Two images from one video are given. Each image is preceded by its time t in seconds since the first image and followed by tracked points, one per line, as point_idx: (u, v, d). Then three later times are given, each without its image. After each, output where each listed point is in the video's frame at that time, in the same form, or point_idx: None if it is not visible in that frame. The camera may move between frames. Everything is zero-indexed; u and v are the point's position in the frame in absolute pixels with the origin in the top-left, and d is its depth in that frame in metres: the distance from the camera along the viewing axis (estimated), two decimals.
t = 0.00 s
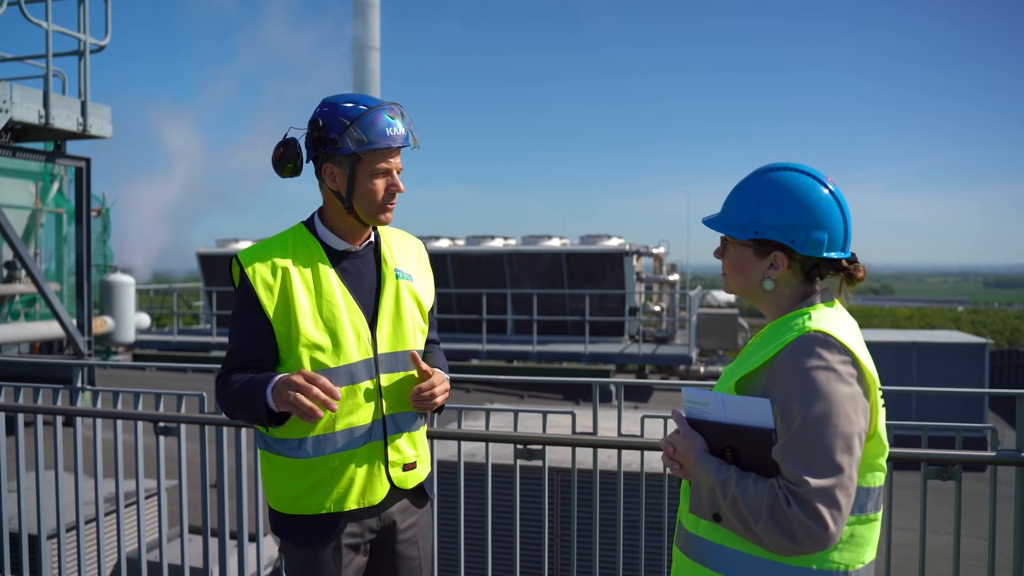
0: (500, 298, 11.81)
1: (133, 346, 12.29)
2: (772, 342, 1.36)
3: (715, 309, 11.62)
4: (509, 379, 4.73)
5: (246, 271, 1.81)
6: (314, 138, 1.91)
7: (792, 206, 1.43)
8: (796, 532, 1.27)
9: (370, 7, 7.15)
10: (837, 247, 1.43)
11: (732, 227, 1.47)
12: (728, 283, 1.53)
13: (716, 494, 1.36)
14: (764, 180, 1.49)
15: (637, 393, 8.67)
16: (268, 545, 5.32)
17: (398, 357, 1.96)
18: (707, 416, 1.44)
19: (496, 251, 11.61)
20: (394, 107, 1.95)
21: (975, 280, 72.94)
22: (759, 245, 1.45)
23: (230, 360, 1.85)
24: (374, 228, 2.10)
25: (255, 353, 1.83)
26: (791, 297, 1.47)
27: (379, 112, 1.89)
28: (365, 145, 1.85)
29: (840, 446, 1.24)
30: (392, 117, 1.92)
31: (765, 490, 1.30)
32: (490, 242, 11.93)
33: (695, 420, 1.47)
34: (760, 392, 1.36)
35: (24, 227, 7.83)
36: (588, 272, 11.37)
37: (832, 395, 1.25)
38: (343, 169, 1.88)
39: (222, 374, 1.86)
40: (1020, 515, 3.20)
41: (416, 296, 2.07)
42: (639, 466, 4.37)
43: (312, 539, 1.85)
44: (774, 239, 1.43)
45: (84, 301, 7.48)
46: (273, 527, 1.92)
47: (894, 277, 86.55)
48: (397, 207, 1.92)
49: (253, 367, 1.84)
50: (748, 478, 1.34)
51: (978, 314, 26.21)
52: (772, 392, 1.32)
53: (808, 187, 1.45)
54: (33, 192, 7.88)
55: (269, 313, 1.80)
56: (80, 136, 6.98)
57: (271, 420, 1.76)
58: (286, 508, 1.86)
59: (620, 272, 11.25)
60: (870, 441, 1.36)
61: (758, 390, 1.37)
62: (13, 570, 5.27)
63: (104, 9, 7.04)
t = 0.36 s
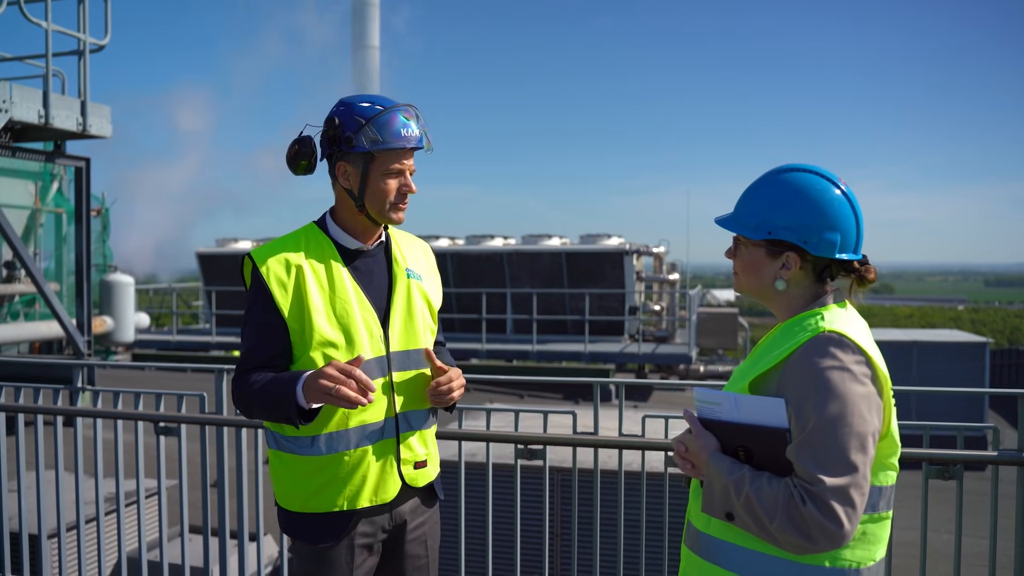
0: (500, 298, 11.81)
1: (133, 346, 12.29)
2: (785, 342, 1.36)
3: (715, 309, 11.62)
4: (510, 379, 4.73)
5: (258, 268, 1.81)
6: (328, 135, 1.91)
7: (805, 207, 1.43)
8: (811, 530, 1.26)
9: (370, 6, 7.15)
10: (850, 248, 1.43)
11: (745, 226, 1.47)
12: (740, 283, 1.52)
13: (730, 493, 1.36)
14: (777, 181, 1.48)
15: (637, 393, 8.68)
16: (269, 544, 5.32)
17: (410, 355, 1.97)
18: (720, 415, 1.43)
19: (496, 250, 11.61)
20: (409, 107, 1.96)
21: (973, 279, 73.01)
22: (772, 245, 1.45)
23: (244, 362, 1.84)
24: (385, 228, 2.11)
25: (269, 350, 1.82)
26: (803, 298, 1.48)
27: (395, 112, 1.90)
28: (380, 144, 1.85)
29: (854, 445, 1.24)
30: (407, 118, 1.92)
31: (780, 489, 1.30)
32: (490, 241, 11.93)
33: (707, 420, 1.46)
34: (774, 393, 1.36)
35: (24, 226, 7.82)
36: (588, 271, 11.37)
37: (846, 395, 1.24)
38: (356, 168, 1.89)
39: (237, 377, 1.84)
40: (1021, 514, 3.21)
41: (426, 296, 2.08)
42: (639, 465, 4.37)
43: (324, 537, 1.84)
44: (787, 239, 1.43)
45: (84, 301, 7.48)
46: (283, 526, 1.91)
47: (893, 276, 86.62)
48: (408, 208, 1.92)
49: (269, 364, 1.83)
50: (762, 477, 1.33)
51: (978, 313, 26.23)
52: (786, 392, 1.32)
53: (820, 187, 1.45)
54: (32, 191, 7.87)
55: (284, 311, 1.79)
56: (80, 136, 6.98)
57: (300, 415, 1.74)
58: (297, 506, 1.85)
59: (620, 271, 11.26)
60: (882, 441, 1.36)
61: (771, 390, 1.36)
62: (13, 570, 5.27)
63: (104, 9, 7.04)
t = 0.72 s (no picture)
0: (498, 298, 11.82)
1: (131, 345, 12.29)
2: (793, 339, 1.38)
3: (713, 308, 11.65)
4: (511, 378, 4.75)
5: (275, 263, 1.84)
6: (348, 131, 1.95)
7: (810, 206, 1.45)
8: (820, 526, 1.28)
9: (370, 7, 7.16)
10: (855, 246, 1.46)
11: (751, 225, 1.49)
12: (747, 282, 1.54)
13: (739, 490, 1.37)
14: (781, 180, 1.50)
15: (636, 392, 8.70)
16: (269, 543, 5.33)
17: (422, 353, 2.01)
18: (727, 412, 1.45)
19: (496, 250, 11.63)
20: (428, 106, 1.99)
21: (970, 279, 73.21)
22: (778, 243, 1.47)
23: (258, 357, 1.87)
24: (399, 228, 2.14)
25: (282, 346, 1.85)
26: (809, 295, 1.50)
27: (414, 109, 1.93)
28: (398, 140, 1.88)
29: (863, 441, 1.26)
30: (426, 116, 1.95)
31: (790, 485, 1.32)
32: (489, 241, 11.94)
33: (715, 417, 1.48)
34: (783, 390, 1.38)
35: (23, 226, 7.82)
36: (586, 271, 11.38)
37: (855, 392, 1.26)
38: (374, 164, 1.92)
39: (251, 370, 1.87)
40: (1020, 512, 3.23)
41: (437, 295, 2.11)
42: (640, 464, 4.39)
43: (333, 532, 1.87)
44: (792, 237, 1.45)
45: (84, 300, 7.49)
46: (292, 521, 1.94)
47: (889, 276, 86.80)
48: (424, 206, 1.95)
49: (282, 359, 1.86)
50: (771, 474, 1.35)
51: (975, 313, 26.31)
52: (795, 389, 1.34)
53: (824, 185, 1.47)
54: (31, 191, 7.87)
55: (301, 307, 1.83)
56: (79, 135, 6.97)
57: (316, 411, 1.77)
58: (308, 501, 1.89)
59: (619, 271, 11.28)
60: (889, 437, 1.38)
61: (779, 388, 1.38)
62: (14, 569, 5.28)
63: (104, 8, 7.04)
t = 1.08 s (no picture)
0: (498, 297, 11.81)
1: (131, 345, 12.28)
2: (790, 334, 1.37)
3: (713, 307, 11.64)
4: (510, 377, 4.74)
5: (282, 257, 1.85)
6: (360, 127, 1.94)
7: (807, 202, 1.44)
8: (818, 521, 1.27)
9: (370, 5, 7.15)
10: (852, 242, 1.44)
11: (747, 221, 1.48)
12: (743, 278, 1.54)
13: (736, 486, 1.36)
14: (777, 176, 1.49)
15: (636, 391, 8.70)
16: (269, 542, 5.32)
17: (427, 351, 2.00)
18: (724, 409, 1.44)
19: (496, 248, 11.62)
20: (441, 106, 1.97)
21: (970, 279, 73.20)
22: (774, 239, 1.46)
23: (264, 351, 1.87)
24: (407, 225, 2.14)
25: (289, 341, 1.85)
26: (806, 291, 1.48)
27: (425, 109, 1.91)
28: (407, 139, 1.87)
29: (861, 436, 1.25)
30: (438, 116, 1.93)
31: (787, 481, 1.30)
32: (488, 239, 11.93)
33: (712, 413, 1.47)
34: (780, 385, 1.37)
35: (23, 225, 7.81)
36: (586, 270, 11.37)
37: (852, 388, 1.25)
38: (383, 160, 1.91)
39: (257, 365, 1.87)
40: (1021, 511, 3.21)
41: (444, 294, 2.11)
42: (639, 462, 4.38)
43: (335, 526, 1.88)
44: (790, 233, 1.44)
45: (84, 299, 7.49)
46: (296, 514, 1.95)
47: (890, 275, 86.80)
48: (430, 205, 1.95)
49: (289, 354, 1.86)
50: (769, 469, 1.34)
51: (976, 312, 26.29)
52: (792, 384, 1.32)
53: (820, 181, 1.46)
54: (31, 190, 7.87)
55: (307, 302, 1.84)
56: (78, 134, 6.96)
57: (323, 406, 1.76)
58: (311, 495, 1.89)
59: (619, 270, 11.26)
60: (886, 432, 1.37)
61: (777, 383, 1.37)
62: (12, 568, 5.27)
63: (103, 7, 7.03)
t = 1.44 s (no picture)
0: (497, 295, 11.80)
1: (131, 343, 12.27)
2: (783, 332, 1.36)
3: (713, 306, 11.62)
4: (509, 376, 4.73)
5: (288, 253, 1.85)
6: (368, 126, 1.93)
7: (802, 200, 1.42)
8: (806, 520, 1.26)
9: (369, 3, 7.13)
10: (847, 240, 1.43)
11: (742, 219, 1.47)
12: (739, 276, 1.52)
13: (726, 483, 1.35)
14: (774, 175, 1.48)
15: (636, 390, 8.69)
16: (267, 541, 5.30)
17: (429, 350, 2.00)
18: (717, 406, 1.43)
19: (495, 247, 11.61)
20: (447, 107, 1.96)
21: (971, 277, 73.17)
22: (769, 238, 1.45)
23: (269, 348, 1.86)
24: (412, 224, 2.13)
25: (292, 336, 1.85)
26: (800, 289, 1.47)
27: (432, 110, 1.90)
28: (414, 140, 1.86)
29: (850, 435, 1.24)
30: (444, 116, 1.92)
31: (776, 478, 1.30)
32: (488, 238, 11.92)
33: (704, 410, 1.46)
34: (771, 383, 1.36)
35: (22, 223, 7.81)
36: (586, 269, 11.36)
37: (842, 386, 1.24)
38: (388, 160, 1.90)
39: (261, 361, 1.87)
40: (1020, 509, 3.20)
41: (449, 294, 2.10)
42: (638, 461, 4.37)
43: (335, 522, 1.87)
44: (784, 232, 1.43)
45: (83, 297, 7.48)
46: (296, 509, 1.95)
47: (890, 274, 86.78)
48: (436, 205, 1.94)
49: (292, 350, 1.86)
50: (758, 467, 1.33)
51: (975, 311, 26.28)
52: (783, 382, 1.31)
53: (818, 180, 1.45)
54: (30, 188, 7.86)
55: (312, 298, 1.83)
56: (77, 132, 6.96)
57: (324, 401, 1.76)
58: (311, 490, 1.89)
59: (618, 269, 11.25)
60: (879, 432, 1.36)
61: (768, 380, 1.36)
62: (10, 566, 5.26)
63: (102, 5, 7.02)
